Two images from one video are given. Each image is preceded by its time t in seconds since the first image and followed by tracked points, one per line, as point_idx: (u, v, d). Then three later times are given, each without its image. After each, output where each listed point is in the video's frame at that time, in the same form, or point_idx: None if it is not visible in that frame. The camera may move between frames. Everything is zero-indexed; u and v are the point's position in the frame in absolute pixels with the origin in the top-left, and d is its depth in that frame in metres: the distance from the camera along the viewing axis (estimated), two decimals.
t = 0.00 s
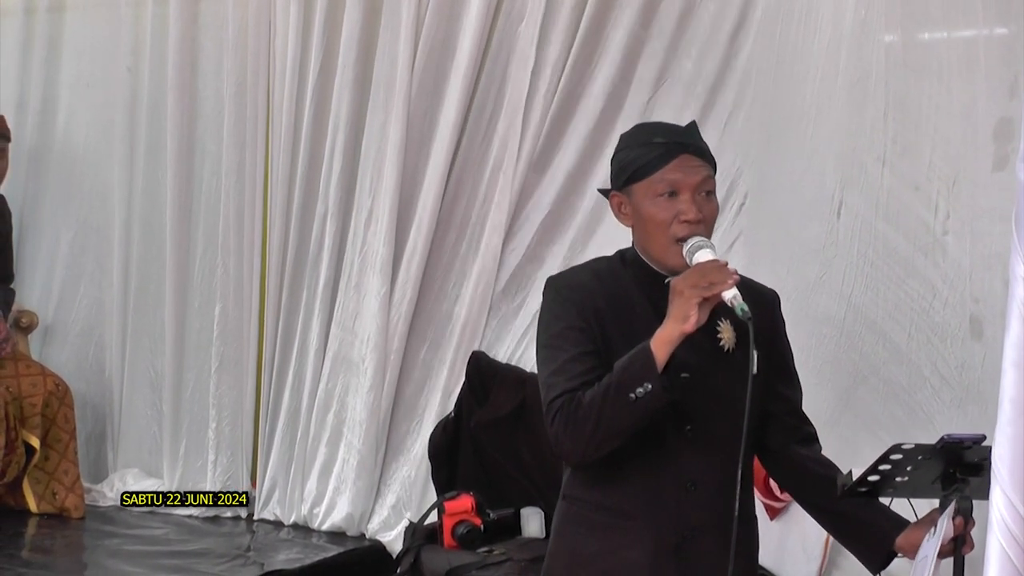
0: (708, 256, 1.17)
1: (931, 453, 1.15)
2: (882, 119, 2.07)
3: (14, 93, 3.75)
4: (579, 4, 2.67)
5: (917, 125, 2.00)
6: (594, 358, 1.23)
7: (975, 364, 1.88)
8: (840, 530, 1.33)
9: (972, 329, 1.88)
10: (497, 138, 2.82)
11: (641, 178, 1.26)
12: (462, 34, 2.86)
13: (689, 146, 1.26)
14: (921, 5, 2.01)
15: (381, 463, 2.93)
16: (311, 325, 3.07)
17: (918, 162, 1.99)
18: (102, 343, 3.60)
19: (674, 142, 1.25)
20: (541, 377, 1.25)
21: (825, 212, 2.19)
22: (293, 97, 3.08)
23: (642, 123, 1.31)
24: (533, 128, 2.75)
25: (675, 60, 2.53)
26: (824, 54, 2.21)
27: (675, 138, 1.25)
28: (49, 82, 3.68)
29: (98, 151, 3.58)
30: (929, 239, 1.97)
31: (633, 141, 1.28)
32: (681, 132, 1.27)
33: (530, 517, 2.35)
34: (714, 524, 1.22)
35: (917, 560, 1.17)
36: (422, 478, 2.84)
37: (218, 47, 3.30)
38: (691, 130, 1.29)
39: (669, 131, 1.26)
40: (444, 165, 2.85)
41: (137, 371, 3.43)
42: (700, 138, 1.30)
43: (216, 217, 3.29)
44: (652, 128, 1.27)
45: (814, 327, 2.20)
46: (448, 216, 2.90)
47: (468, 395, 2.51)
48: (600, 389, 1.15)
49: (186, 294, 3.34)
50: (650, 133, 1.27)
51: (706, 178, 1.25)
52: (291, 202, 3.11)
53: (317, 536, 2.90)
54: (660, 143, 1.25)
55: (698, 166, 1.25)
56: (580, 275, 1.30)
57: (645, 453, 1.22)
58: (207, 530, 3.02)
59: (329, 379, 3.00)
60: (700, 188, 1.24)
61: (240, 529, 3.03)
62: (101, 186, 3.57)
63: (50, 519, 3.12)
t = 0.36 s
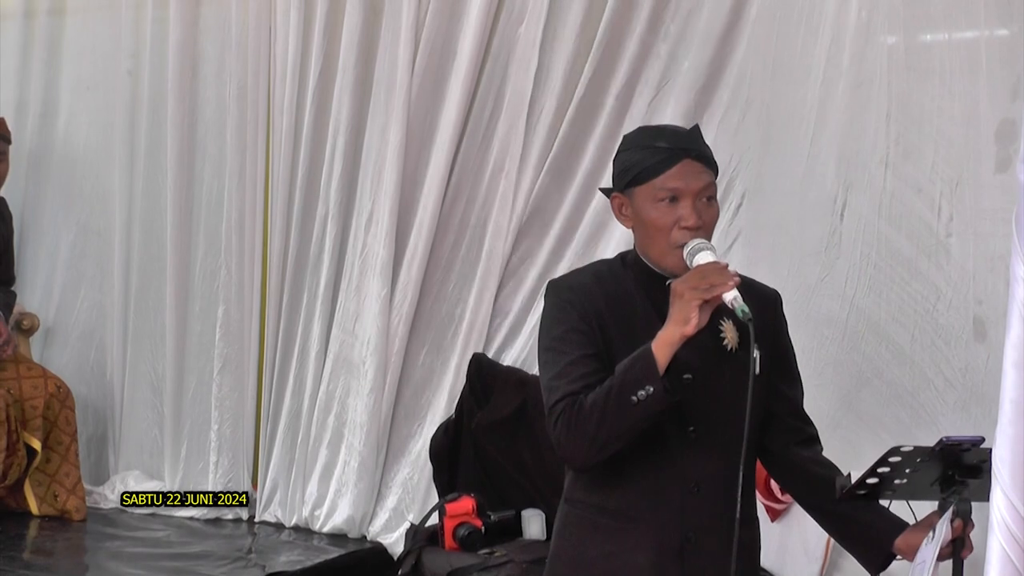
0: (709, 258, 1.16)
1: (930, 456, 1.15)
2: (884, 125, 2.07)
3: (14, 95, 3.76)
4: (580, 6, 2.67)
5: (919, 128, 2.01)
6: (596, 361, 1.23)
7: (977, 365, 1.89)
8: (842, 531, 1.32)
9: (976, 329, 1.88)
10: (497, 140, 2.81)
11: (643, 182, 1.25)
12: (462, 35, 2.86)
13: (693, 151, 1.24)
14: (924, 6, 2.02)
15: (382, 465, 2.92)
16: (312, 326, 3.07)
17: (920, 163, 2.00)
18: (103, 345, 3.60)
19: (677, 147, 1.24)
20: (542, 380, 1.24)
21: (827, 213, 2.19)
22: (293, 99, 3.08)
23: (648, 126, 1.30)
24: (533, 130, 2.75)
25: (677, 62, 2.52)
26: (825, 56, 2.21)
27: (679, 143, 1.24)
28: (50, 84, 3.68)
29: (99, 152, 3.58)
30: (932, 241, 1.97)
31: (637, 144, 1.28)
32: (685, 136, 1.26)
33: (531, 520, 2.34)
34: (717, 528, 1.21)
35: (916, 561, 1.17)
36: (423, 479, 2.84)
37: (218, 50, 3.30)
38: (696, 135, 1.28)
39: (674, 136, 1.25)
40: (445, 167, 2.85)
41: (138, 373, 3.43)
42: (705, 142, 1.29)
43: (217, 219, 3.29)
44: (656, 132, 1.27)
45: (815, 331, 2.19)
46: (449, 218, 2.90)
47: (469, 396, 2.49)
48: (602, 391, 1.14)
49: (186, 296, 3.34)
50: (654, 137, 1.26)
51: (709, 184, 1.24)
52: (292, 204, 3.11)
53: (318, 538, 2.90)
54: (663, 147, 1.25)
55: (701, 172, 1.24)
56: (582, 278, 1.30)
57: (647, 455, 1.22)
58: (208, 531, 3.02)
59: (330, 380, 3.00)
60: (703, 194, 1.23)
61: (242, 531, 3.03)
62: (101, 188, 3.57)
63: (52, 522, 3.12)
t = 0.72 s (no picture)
0: (708, 257, 1.17)
1: (930, 456, 1.15)
2: (884, 122, 2.07)
3: (13, 97, 3.76)
4: (578, 7, 2.67)
5: (919, 127, 2.00)
6: (598, 362, 1.23)
7: (977, 367, 1.87)
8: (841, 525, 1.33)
9: (976, 330, 1.87)
10: (496, 140, 2.81)
11: (640, 182, 1.25)
12: (461, 36, 2.86)
13: (689, 148, 1.25)
14: (923, 8, 2.01)
15: (383, 466, 2.92)
16: (312, 328, 3.07)
17: (920, 162, 1.99)
18: (103, 347, 3.60)
19: (674, 145, 1.25)
20: (544, 382, 1.25)
21: (827, 213, 2.19)
22: (293, 101, 3.09)
23: (642, 126, 1.30)
24: (533, 130, 2.75)
25: (675, 63, 2.53)
26: (823, 57, 2.22)
27: (674, 141, 1.25)
28: (49, 87, 3.68)
29: (99, 155, 3.58)
30: (931, 240, 1.97)
31: (632, 144, 1.28)
32: (680, 134, 1.26)
33: (533, 521, 2.34)
34: (720, 527, 1.21)
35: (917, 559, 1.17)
36: (424, 479, 2.84)
37: (217, 52, 3.30)
38: (690, 133, 1.29)
39: (669, 134, 1.26)
40: (445, 169, 2.85)
41: (139, 375, 3.43)
42: (700, 140, 1.29)
43: (217, 222, 3.29)
44: (650, 130, 1.27)
45: (813, 330, 2.21)
46: (449, 219, 2.90)
47: (470, 397, 2.49)
48: (605, 391, 1.14)
49: (187, 298, 3.34)
50: (648, 136, 1.26)
51: (706, 181, 1.24)
52: (292, 206, 3.11)
53: (319, 539, 2.90)
54: (659, 146, 1.25)
55: (698, 169, 1.24)
56: (583, 279, 1.30)
57: (649, 456, 1.22)
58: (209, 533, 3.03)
59: (330, 383, 3.00)
60: (700, 190, 1.23)
61: (243, 533, 3.03)
62: (101, 190, 3.57)
63: (53, 524, 3.12)
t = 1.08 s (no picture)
0: (708, 259, 1.18)
1: (929, 457, 1.15)
2: (880, 124, 2.09)
3: (13, 100, 3.76)
4: (578, 9, 2.67)
5: (913, 129, 2.03)
6: (596, 363, 1.23)
7: (975, 366, 1.91)
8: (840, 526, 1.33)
9: (972, 331, 1.91)
10: (495, 141, 2.81)
11: (639, 185, 1.25)
12: (460, 37, 2.86)
13: (688, 151, 1.25)
14: (920, 9, 2.03)
15: (383, 468, 2.92)
16: (311, 329, 3.07)
17: (916, 164, 2.02)
18: (103, 348, 3.60)
19: (673, 148, 1.25)
20: (544, 383, 1.25)
21: (827, 215, 2.19)
22: (293, 103, 3.09)
23: (641, 129, 1.30)
24: (532, 132, 2.76)
25: (674, 64, 2.53)
26: (823, 59, 2.22)
27: (673, 145, 1.25)
28: (48, 88, 3.69)
29: (98, 156, 3.58)
30: (927, 242, 1.99)
31: (632, 148, 1.28)
32: (679, 137, 1.27)
33: (533, 522, 2.34)
34: (718, 526, 1.21)
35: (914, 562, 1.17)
36: (424, 480, 2.85)
37: (216, 53, 3.31)
38: (689, 136, 1.29)
39: (668, 137, 1.26)
40: (445, 170, 2.85)
41: (138, 376, 3.43)
42: (699, 143, 1.29)
43: (217, 223, 3.29)
44: (649, 133, 1.28)
45: (811, 332, 2.20)
46: (449, 220, 2.90)
47: (470, 398, 2.50)
48: (605, 393, 1.15)
49: (187, 300, 3.34)
50: (647, 139, 1.26)
51: (705, 184, 1.25)
52: (291, 207, 3.12)
53: (319, 540, 2.90)
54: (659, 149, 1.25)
55: (698, 172, 1.24)
56: (582, 281, 1.31)
57: (648, 457, 1.23)
58: (209, 534, 3.03)
59: (330, 384, 3.00)
60: (700, 194, 1.24)
61: (243, 534, 3.03)
62: (100, 192, 3.58)
63: (54, 525, 3.12)
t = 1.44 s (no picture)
0: (700, 253, 1.18)
1: (929, 458, 1.15)
2: (880, 126, 2.10)
3: (12, 102, 3.76)
4: (577, 11, 2.67)
5: (912, 130, 2.04)
6: (593, 363, 1.23)
7: (973, 367, 1.92)
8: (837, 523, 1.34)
9: (971, 333, 1.92)
10: (494, 143, 2.81)
11: (634, 187, 1.26)
12: (460, 39, 2.86)
13: (682, 152, 1.25)
14: (919, 9, 2.05)
15: (383, 470, 2.92)
16: (311, 331, 3.08)
17: (915, 166, 2.03)
18: (103, 350, 3.60)
19: (667, 149, 1.25)
20: (541, 383, 1.25)
21: (828, 216, 2.19)
22: (293, 105, 3.09)
23: (636, 128, 1.30)
24: (530, 133, 2.76)
25: (672, 67, 2.53)
26: (823, 62, 2.23)
27: (668, 146, 1.25)
28: (47, 90, 3.69)
29: (97, 158, 3.58)
30: (926, 244, 2.00)
31: (626, 148, 1.28)
32: (674, 138, 1.26)
33: (533, 524, 2.34)
34: (716, 524, 1.22)
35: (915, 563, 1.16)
36: (423, 481, 2.85)
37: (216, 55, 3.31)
38: (684, 136, 1.29)
39: (662, 138, 1.26)
40: (444, 172, 2.85)
41: (138, 378, 3.43)
42: (693, 143, 1.29)
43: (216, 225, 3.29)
44: (643, 135, 1.27)
45: (813, 334, 2.20)
46: (448, 222, 2.90)
47: (471, 400, 2.49)
48: (602, 390, 1.15)
49: (186, 302, 3.34)
50: (641, 140, 1.26)
51: (700, 185, 1.25)
52: (291, 209, 3.12)
53: (319, 543, 2.91)
54: (653, 150, 1.25)
55: (692, 173, 1.24)
56: (579, 281, 1.31)
57: (645, 456, 1.23)
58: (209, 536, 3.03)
59: (330, 386, 3.00)
60: (694, 195, 1.24)
61: (243, 536, 3.03)
62: (99, 194, 3.58)
63: (54, 527, 3.12)
